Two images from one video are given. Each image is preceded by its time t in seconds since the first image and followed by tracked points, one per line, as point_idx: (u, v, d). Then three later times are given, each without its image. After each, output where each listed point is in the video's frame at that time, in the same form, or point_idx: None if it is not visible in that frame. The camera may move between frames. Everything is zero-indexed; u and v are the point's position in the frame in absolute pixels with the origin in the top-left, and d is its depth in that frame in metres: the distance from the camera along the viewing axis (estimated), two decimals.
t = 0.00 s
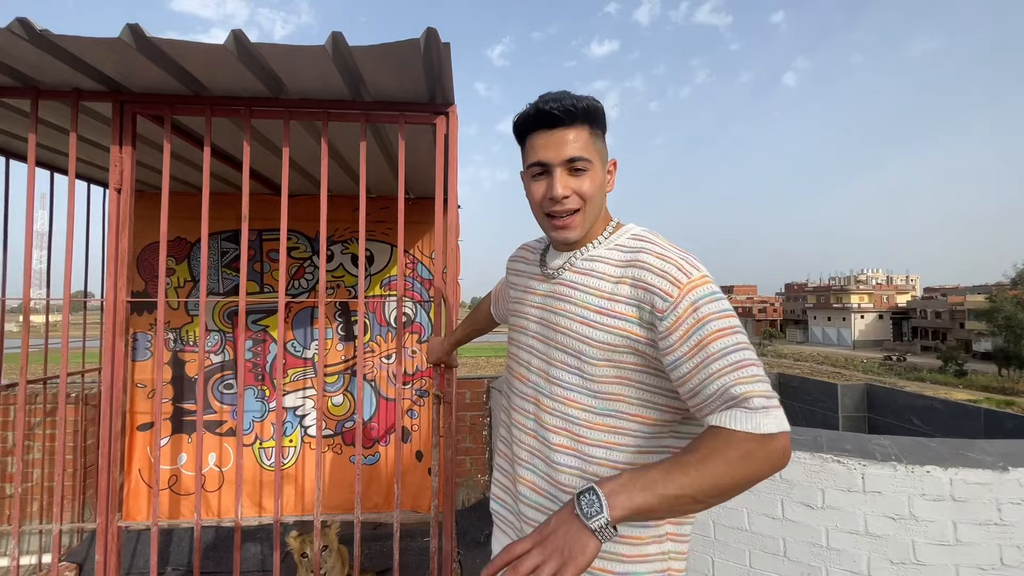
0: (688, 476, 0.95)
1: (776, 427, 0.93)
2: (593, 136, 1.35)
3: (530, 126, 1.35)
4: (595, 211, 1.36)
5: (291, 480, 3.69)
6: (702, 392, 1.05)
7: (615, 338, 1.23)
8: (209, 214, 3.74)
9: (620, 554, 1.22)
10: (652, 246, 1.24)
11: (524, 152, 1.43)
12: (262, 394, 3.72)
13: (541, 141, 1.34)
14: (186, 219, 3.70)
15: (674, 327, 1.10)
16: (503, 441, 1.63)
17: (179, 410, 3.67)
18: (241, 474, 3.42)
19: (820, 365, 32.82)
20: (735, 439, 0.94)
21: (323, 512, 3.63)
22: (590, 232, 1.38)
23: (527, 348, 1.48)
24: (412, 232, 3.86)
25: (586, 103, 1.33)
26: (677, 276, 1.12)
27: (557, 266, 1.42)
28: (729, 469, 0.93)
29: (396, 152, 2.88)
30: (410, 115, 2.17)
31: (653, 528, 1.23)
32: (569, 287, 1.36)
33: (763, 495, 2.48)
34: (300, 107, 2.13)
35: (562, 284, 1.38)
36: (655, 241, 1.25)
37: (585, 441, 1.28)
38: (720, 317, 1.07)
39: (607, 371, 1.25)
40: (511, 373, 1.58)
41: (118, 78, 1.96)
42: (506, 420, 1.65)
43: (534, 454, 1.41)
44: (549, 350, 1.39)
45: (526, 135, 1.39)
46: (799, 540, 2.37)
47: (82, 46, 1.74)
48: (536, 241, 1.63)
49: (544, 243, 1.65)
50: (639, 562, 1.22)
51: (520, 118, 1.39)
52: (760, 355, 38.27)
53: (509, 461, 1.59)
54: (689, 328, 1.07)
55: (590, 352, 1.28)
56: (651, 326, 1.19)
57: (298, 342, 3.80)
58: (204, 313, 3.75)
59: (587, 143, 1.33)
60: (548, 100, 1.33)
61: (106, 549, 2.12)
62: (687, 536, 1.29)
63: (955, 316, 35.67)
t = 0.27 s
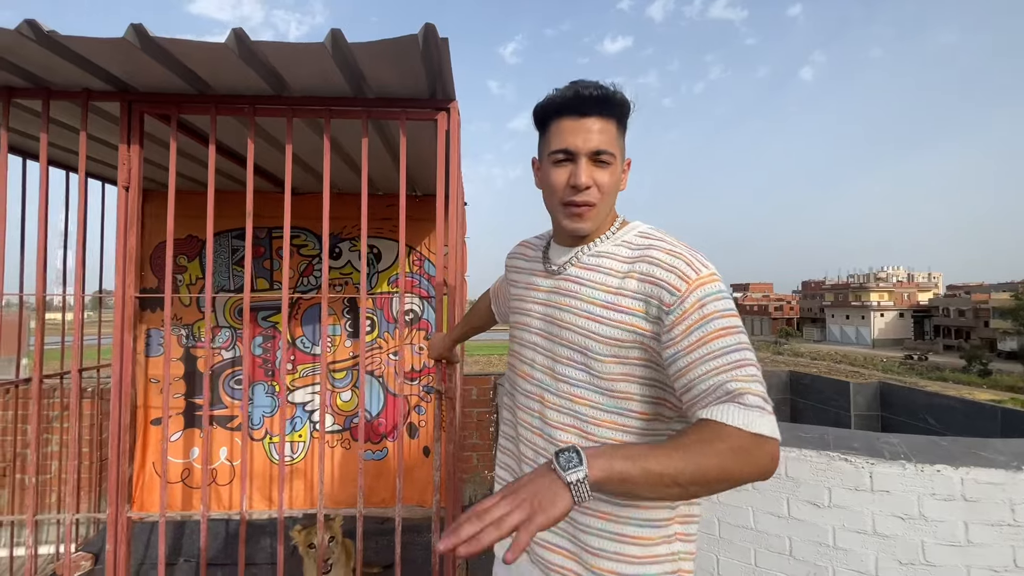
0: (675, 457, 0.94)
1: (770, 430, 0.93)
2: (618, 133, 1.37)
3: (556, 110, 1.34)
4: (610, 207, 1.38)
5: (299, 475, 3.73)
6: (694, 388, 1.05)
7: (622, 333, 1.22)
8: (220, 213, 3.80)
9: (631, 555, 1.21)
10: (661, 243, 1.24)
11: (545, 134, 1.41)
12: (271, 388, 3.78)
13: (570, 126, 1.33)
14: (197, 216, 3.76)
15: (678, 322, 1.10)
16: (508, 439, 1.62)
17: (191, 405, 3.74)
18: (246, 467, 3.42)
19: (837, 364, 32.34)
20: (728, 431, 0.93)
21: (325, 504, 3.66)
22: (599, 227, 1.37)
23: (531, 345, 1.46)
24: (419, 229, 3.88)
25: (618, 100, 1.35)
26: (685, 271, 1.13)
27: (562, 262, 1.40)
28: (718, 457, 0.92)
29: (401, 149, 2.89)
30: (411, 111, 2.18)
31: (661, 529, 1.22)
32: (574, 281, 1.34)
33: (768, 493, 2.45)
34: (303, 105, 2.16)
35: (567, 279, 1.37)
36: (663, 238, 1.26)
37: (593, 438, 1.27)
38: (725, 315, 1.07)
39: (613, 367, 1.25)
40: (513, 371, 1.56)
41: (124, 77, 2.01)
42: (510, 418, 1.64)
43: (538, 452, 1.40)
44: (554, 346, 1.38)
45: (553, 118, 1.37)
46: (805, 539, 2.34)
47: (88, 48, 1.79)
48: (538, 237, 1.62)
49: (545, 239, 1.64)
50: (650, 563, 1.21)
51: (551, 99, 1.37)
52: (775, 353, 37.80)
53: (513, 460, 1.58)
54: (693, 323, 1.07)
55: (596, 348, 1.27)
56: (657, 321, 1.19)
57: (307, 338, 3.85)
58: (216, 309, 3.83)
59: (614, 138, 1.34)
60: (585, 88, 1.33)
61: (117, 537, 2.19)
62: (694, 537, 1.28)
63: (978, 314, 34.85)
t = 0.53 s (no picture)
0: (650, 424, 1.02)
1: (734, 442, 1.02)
2: (627, 140, 1.35)
3: (564, 119, 1.32)
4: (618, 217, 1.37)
5: (304, 473, 3.76)
6: (673, 393, 1.10)
7: (627, 342, 1.22)
8: (226, 213, 3.83)
9: (637, 568, 1.20)
10: (666, 253, 1.23)
11: (551, 142, 1.38)
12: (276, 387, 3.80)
13: (578, 136, 1.30)
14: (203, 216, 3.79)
15: (671, 334, 1.12)
16: (511, 448, 1.61)
17: (198, 403, 3.77)
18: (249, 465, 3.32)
19: (848, 363, 32.03)
20: (702, 430, 1.01)
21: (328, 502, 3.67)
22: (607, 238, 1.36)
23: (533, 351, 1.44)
24: (423, 229, 3.88)
25: (627, 107, 1.32)
26: (689, 283, 1.13)
27: (566, 268, 1.39)
28: (681, 445, 1.00)
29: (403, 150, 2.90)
30: (412, 112, 2.18)
31: (666, 540, 1.21)
32: (579, 288, 1.33)
33: (772, 496, 2.43)
34: (303, 106, 2.16)
35: (571, 285, 1.35)
36: (669, 248, 1.24)
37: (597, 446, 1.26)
38: (719, 333, 1.09)
39: (617, 375, 1.24)
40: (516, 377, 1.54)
41: (127, 80, 2.03)
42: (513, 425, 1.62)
43: (542, 461, 1.39)
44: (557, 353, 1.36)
45: (560, 126, 1.35)
46: (809, 543, 2.32)
47: (91, 51, 1.81)
48: (540, 242, 1.61)
49: (548, 243, 1.63)
50: None
51: (558, 107, 1.34)
52: (785, 351, 37.50)
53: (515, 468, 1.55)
54: (687, 337, 1.10)
55: (600, 356, 1.26)
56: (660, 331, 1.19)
57: (312, 338, 3.88)
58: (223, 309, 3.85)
59: (623, 146, 1.33)
60: (594, 97, 1.31)
61: (122, 535, 2.24)
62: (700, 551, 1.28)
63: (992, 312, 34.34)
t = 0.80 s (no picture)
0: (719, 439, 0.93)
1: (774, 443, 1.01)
2: (627, 134, 1.33)
3: (563, 114, 1.31)
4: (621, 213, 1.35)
5: (305, 472, 3.76)
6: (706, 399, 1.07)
7: (635, 341, 1.20)
8: (227, 211, 3.83)
9: (636, 572, 1.18)
10: (673, 250, 1.22)
11: (550, 139, 1.37)
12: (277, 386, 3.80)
13: (578, 131, 1.29)
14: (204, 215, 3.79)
15: (690, 333, 1.11)
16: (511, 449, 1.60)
17: (199, 402, 3.78)
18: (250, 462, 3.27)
19: (852, 363, 31.91)
20: (751, 437, 0.97)
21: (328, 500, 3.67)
22: (610, 235, 1.34)
23: (535, 352, 1.43)
24: (425, 228, 3.88)
25: (625, 100, 1.31)
26: (701, 281, 1.12)
27: (569, 267, 1.37)
28: (744, 459, 0.93)
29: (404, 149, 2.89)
30: (411, 110, 2.17)
31: (668, 543, 1.20)
32: (583, 287, 1.31)
33: (774, 496, 2.43)
34: (303, 104, 2.16)
35: (574, 284, 1.33)
36: (675, 245, 1.23)
37: (599, 448, 1.25)
38: (736, 330, 1.09)
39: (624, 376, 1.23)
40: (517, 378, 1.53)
41: (126, 79, 2.03)
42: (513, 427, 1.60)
43: (542, 463, 1.37)
44: (561, 354, 1.35)
45: (559, 122, 1.34)
46: (810, 544, 2.31)
47: (90, 50, 1.81)
48: (541, 242, 1.59)
49: (548, 242, 1.61)
50: None
51: (557, 103, 1.33)
52: (789, 351, 37.39)
53: (515, 470, 1.54)
54: (707, 335, 1.09)
55: (607, 356, 1.24)
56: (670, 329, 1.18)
57: (313, 337, 3.87)
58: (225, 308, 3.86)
59: (623, 140, 1.31)
60: (592, 91, 1.30)
61: (122, 534, 2.26)
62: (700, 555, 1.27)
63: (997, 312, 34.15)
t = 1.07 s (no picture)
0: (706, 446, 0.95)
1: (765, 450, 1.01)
2: (629, 130, 1.33)
3: (564, 105, 1.32)
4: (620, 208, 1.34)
5: (305, 471, 3.76)
6: (700, 404, 1.06)
7: (634, 343, 1.20)
8: (227, 210, 3.83)
9: (641, 572, 1.18)
10: (673, 250, 1.21)
11: (552, 131, 1.38)
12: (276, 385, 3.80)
13: (578, 122, 1.30)
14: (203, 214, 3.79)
15: (687, 338, 1.10)
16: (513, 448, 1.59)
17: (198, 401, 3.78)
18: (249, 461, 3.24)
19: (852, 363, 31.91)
20: (743, 444, 0.98)
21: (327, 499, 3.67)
22: (607, 229, 1.34)
23: (536, 351, 1.43)
24: (424, 228, 3.88)
25: (627, 95, 1.31)
26: (700, 284, 1.10)
27: (570, 266, 1.37)
28: (735, 467, 0.95)
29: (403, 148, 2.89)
30: (410, 109, 2.17)
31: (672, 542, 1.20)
32: (582, 287, 1.31)
33: (773, 495, 2.43)
34: (302, 103, 2.16)
35: (574, 284, 1.33)
36: (676, 245, 1.23)
37: (602, 448, 1.24)
38: (733, 335, 1.08)
39: (624, 377, 1.23)
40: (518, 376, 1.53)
41: (126, 77, 2.03)
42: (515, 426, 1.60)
43: (545, 464, 1.37)
44: (561, 354, 1.35)
45: (561, 114, 1.34)
46: (810, 544, 2.31)
47: (89, 48, 1.82)
48: (541, 241, 1.59)
49: (548, 241, 1.60)
50: None
51: (560, 95, 1.34)
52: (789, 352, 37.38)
53: (517, 470, 1.54)
54: (704, 340, 1.08)
55: (607, 357, 1.24)
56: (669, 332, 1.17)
57: (313, 336, 3.87)
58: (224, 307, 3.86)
59: (624, 134, 1.31)
60: (594, 83, 1.30)
61: (120, 532, 2.26)
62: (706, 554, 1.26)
63: (997, 312, 34.17)
